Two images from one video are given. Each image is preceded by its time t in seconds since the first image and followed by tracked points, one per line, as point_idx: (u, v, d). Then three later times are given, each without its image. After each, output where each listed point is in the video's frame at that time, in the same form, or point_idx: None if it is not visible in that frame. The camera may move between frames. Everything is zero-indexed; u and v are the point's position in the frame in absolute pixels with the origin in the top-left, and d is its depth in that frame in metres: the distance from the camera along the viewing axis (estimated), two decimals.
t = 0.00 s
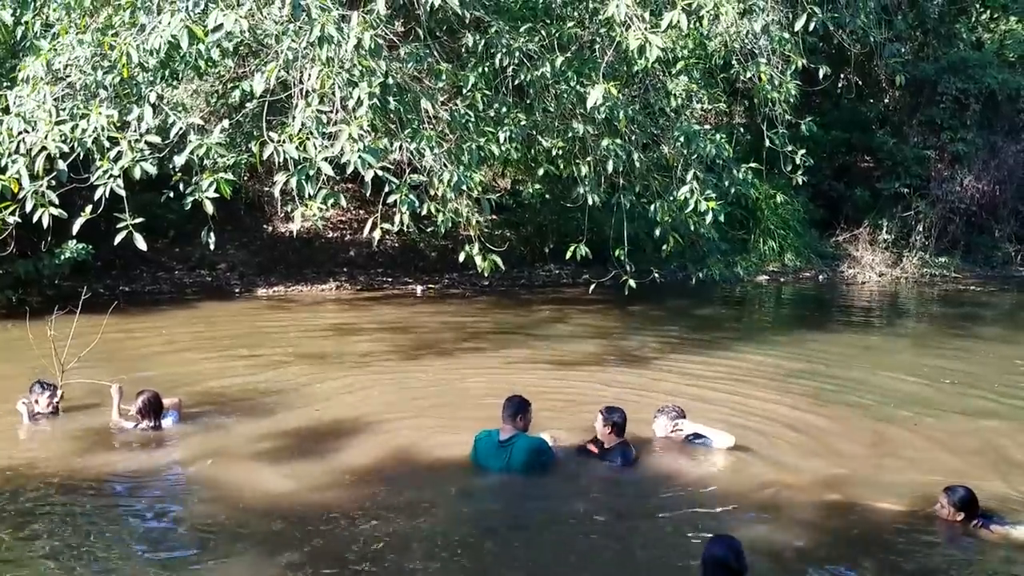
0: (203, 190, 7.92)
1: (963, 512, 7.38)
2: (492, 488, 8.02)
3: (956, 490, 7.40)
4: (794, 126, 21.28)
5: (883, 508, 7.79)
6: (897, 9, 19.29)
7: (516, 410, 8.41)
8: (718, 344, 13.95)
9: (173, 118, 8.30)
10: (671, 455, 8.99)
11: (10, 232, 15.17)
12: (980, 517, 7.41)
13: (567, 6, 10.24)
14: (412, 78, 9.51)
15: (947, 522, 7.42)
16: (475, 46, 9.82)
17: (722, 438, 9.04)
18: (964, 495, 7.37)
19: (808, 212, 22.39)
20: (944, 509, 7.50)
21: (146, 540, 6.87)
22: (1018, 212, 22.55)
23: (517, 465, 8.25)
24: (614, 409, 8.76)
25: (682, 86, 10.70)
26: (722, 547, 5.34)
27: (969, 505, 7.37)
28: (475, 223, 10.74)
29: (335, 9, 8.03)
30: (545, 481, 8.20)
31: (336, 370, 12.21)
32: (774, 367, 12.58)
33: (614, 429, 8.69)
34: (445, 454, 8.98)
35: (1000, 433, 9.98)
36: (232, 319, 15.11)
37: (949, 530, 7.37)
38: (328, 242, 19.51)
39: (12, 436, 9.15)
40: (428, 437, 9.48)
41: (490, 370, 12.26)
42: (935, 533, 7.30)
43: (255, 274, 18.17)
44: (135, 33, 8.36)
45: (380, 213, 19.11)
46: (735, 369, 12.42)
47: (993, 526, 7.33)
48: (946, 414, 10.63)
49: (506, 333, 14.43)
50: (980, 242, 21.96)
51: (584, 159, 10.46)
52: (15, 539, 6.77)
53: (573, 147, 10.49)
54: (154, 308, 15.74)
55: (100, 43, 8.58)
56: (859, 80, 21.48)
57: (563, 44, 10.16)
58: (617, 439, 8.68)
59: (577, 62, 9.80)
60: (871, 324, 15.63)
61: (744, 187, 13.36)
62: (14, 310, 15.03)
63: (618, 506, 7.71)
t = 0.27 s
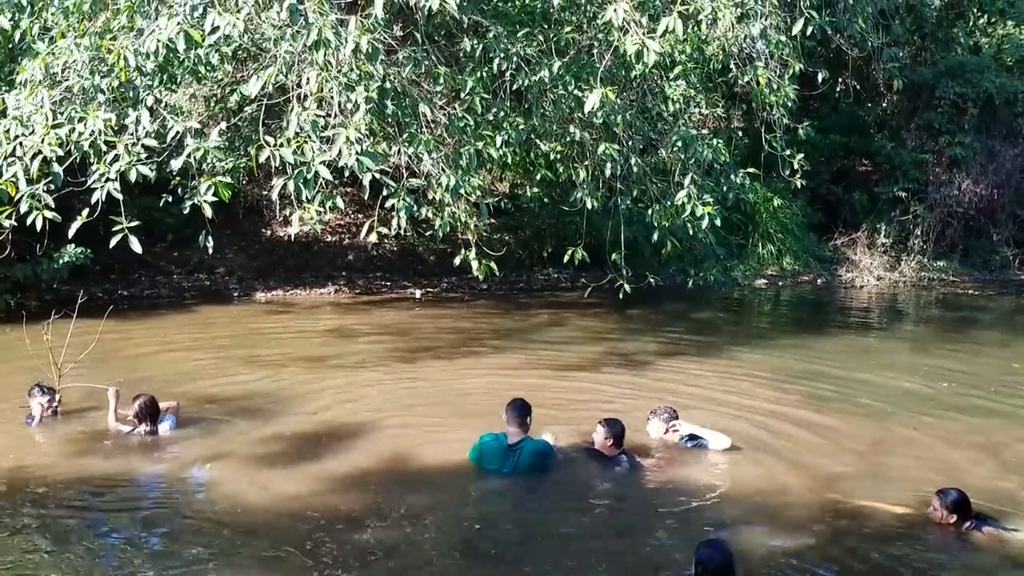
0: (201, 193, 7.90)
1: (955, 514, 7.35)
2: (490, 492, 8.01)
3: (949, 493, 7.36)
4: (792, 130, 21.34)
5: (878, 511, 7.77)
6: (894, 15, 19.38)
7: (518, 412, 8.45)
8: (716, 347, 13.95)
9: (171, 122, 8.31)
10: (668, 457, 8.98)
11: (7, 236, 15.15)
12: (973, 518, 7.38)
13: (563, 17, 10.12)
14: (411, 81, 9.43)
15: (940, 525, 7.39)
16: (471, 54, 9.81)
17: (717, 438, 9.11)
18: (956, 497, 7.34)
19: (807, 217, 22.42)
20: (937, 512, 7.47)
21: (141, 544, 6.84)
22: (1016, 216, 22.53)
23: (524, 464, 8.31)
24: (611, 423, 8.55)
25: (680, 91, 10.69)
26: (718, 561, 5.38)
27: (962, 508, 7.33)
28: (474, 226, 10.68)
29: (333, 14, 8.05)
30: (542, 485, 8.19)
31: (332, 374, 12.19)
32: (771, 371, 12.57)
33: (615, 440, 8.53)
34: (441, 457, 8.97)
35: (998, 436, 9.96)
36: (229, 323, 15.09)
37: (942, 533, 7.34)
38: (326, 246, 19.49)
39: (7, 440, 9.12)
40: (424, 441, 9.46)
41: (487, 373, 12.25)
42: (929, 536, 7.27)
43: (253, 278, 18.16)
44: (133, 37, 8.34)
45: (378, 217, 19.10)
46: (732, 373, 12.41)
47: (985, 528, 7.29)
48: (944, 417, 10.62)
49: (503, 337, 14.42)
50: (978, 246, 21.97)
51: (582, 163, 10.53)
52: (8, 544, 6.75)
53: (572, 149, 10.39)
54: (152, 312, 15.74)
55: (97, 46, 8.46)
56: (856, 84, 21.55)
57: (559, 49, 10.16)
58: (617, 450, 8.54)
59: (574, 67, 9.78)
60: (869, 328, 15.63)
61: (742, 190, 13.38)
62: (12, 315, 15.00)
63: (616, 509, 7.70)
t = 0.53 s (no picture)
0: (198, 197, 7.91)
1: (951, 517, 7.35)
2: (487, 496, 8.01)
3: (944, 496, 7.37)
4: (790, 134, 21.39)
5: (875, 515, 7.77)
6: (891, 19, 19.46)
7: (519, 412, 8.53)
8: (713, 351, 13.96)
9: (169, 125, 8.32)
10: (666, 460, 8.99)
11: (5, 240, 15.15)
12: (968, 522, 7.38)
13: (561, 24, 10.13)
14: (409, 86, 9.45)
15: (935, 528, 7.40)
16: (469, 59, 9.82)
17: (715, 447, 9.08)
18: (951, 500, 7.34)
19: (805, 220, 22.42)
20: (932, 515, 7.48)
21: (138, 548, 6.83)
22: (1014, 220, 22.53)
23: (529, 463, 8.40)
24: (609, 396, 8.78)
25: (678, 96, 10.62)
26: (716, 551, 5.37)
27: (957, 511, 7.34)
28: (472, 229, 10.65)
29: (330, 19, 8.05)
30: (540, 489, 8.19)
31: (330, 378, 12.19)
32: (769, 374, 12.59)
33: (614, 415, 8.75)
34: (438, 461, 8.96)
35: (995, 440, 9.96)
36: (227, 326, 15.10)
37: (938, 536, 7.35)
38: (325, 250, 19.51)
39: (5, 444, 9.12)
40: (422, 445, 9.46)
41: (485, 377, 12.26)
42: (924, 539, 7.28)
43: (252, 282, 18.16)
44: (131, 41, 8.36)
45: (377, 221, 19.11)
46: (730, 376, 12.42)
47: (980, 532, 7.29)
48: (941, 421, 10.62)
49: (501, 341, 14.43)
50: (976, 250, 22.00)
51: (580, 166, 10.55)
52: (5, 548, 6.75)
53: (570, 153, 10.37)
54: (150, 316, 15.74)
55: (96, 51, 8.49)
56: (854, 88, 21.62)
57: (557, 54, 10.19)
58: (617, 423, 8.77)
59: (574, 71, 9.85)
60: (867, 332, 15.65)
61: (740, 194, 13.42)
62: (10, 319, 14.99)
63: (615, 514, 7.70)
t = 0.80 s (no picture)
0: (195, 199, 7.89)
1: (948, 518, 7.36)
2: (485, 499, 7.99)
3: (940, 497, 7.38)
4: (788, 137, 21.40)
5: (873, 516, 7.77)
6: (889, 22, 19.50)
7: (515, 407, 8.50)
8: (712, 353, 13.95)
9: (166, 127, 8.31)
10: (663, 461, 8.97)
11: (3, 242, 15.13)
12: (965, 523, 7.39)
13: (560, 28, 10.13)
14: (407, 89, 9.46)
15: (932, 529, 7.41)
16: (467, 62, 9.82)
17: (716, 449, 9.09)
18: (947, 502, 7.36)
19: (804, 222, 22.41)
20: (930, 517, 7.48)
21: (135, 550, 6.82)
22: (1013, 222, 22.53)
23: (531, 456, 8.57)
24: (609, 390, 8.72)
25: (676, 99, 10.66)
26: (707, 552, 5.47)
27: (954, 512, 7.35)
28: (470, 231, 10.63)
29: (328, 21, 8.04)
30: (538, 491, 8.18)
31: (328, 380, 12.18)
32: (767, 376, 12.58)
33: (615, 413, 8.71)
34: (436, 463, 8.94)
35: (994, 442, 9.94)
36: (225, 329, 15.08)
37: (935, 538, 7.35)
38: (323, 252, 19.50)
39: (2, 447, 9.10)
40: (419, 447, 9.44)
41: (483, 379, 12.24)
42: (921, 541, 7.28)
43: (250, 284, 18.14)
44: (128, 43, 8.34)
45: (375, 223, 19.10)
46: (728, 379, 12.41)
47: (978, 533, 7.30)
48: (940, 423, 10.60)
49: (499, 343, 14.42)
50: (974, 252, 22.00)
51: (578, 169, 10.56)
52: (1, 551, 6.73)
53: (568, 156, 10.37)
54: (148, 318, 15.72)
55: (93, 54, 8.50)
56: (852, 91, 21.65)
57: (555, 56, 10.19)
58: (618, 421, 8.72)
59: (572, 73, 9.92)
60: (865, 334, 15.64)
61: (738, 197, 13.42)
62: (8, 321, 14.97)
63: (613, 516, 7.69)
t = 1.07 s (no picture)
0: (193, 200, 7.88)
1: (946, 519, 7.40)
2: (484, 499, 8.00)
3: (937, 498, 7.44)
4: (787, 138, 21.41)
5: (872, 517, 7.79)
6: (888, 24, 19.53)
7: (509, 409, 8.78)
8: (711, 355, 13.97)
9: (165, 128, 8.29)
10: (663, 462, 8.97)
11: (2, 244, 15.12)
12: (963, 522, 7.44)
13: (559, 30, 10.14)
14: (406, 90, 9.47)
15: (929, 530, 7.45)
16: (466, 65, 9.82)
17: (711, 442, 9.26)
18: (945, 502, 7.42)
19: (802, 224, 22.40)
20: (928, 517, 7.52)
21: (135, 552, 6.83)
22: (1011, 223, 22.55)
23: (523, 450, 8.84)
24: (611, 412, 8.84)
25: (675, 101, 10.67)
26: (701, 551, 5.54)
27: (951, 512, 7.40)
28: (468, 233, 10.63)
29: (326, 22, 8.04)
30: (538, 492, 8.19)
31: (328, 381, 12.18)
32: (766, 378, 12.59)
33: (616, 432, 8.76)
34: (435, 464, 8.95)
35: (992, 442, 9.97)
36: (224, 330, 15.07)
37: (933, 538, 7.39)
38: (322, 254, 19.49)
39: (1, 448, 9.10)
40: (418, 448, 9.46)
41: (482, 381, 12.25)
42: (919, 540, 7.32)
43: (249, 286, 18.13)
44: (126, 45, 8.32)
45: (374, 224, 19.10)
46: (726, 380, 12.42)
47: (975, 532, 7.35)
48: (939, 424, 10.63)
49: (498, 344, 14.43)
50: (973, 253, 22.03)
51: (576, 171, 10.55)
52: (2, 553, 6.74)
53: (566, 157, 10.37)
54: (147, 320, 15.72)
55: (92, 54, 8.48)
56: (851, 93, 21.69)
57: (553, 58, 10.19)
58: (619, 443, 8.74)
59: (571, 75, 9.95)
60: (864, 335, 15.66)
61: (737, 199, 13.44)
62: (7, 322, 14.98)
63: (612, 516, 7.70)
